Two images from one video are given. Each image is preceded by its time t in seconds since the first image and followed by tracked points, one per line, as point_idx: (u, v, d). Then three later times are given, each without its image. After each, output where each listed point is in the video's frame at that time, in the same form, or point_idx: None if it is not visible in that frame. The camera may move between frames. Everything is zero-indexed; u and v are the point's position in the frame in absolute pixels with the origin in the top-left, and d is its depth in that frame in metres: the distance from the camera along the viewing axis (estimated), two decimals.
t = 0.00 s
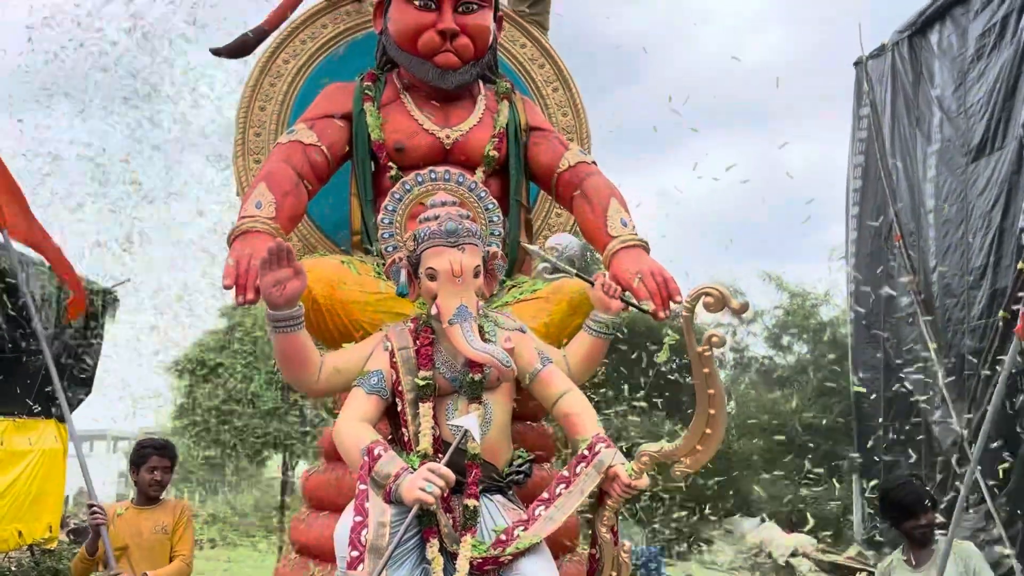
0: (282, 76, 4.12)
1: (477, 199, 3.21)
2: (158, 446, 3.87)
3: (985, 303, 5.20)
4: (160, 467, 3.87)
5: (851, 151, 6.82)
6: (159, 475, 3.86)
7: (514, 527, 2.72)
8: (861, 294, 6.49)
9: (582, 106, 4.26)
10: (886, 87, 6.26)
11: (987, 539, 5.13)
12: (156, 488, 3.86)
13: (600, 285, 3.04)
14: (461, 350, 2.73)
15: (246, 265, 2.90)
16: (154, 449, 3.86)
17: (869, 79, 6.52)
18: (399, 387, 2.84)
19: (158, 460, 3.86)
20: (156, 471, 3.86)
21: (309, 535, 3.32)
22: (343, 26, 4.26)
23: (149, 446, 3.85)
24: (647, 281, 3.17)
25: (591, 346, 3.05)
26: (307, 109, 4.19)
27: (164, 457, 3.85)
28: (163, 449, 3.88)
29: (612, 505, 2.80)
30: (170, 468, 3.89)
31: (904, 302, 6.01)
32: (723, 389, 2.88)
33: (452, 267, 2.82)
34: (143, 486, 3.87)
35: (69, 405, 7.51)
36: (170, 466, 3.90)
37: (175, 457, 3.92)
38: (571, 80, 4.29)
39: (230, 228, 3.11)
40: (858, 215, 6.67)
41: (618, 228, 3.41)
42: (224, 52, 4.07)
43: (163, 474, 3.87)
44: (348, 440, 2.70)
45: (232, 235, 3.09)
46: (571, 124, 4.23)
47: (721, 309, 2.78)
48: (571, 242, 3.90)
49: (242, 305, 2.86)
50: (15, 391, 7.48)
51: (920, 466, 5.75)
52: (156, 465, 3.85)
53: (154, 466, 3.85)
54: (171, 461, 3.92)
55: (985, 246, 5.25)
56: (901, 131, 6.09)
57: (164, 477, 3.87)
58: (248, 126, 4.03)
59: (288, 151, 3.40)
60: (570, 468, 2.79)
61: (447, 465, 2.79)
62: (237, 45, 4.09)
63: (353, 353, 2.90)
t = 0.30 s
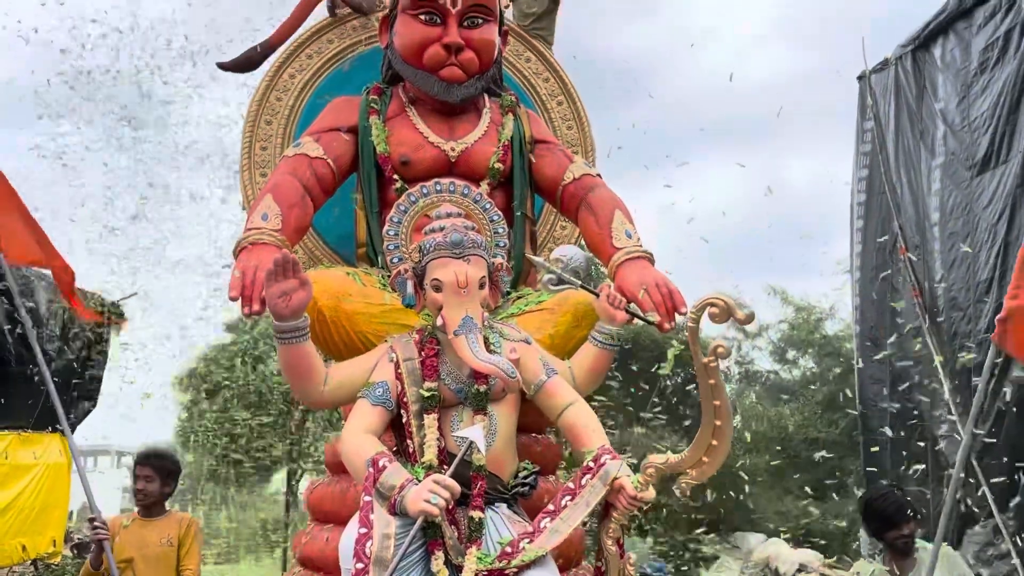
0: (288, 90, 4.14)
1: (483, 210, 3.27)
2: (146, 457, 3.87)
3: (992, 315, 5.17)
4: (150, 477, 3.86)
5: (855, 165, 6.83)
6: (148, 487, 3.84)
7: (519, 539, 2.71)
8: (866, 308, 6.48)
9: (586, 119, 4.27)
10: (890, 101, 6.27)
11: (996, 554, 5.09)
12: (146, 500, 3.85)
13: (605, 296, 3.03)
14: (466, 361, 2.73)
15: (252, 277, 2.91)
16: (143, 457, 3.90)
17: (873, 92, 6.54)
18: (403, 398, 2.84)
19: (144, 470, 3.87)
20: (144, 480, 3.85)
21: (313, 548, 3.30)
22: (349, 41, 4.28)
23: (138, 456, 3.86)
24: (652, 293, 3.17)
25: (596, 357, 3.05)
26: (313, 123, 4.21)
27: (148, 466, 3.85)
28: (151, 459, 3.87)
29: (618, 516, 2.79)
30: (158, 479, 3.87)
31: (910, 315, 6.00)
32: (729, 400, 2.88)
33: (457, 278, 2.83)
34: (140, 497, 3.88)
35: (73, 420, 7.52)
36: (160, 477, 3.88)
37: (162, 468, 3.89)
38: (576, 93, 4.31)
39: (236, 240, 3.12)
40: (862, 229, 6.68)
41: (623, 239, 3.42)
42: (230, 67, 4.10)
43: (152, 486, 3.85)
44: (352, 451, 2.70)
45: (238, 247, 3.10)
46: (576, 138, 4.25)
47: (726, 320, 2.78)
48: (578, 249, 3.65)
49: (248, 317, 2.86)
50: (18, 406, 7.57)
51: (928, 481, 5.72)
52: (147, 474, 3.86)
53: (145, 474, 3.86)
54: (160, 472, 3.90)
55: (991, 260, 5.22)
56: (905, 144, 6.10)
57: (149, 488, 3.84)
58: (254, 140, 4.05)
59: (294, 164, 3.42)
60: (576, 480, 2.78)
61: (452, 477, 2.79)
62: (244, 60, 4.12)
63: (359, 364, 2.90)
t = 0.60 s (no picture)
0: (294, 103, 4.17)
1: (489, 223, 3.25)
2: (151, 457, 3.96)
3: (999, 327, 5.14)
4: (155, 475, 3.93)
5: (860, 178, 6.83)
6: (151, 485, 3.90)
7: (525, 551, 2.69)
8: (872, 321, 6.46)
9: (591, 131, 4.29)
10: (894, 114, 6.29)
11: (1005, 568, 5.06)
12: (148, 503, 3.88)
13: (610, 306, 3.03)
14: (472, 371, 2.74)
15: (259, 287, 2.92)
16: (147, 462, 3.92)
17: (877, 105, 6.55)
18: (409, 408, 2.84)
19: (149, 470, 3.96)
20: (148, 479, 3.92)
21: (317, 559, 3.27)
22: (356, 53, 4.31)
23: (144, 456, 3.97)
24: (658, 303, 3.17)
25: (602, 368, 3.05)
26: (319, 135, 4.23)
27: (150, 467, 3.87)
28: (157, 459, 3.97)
29: (624, 528, 2.77)
30: (161, 478, 3.92)
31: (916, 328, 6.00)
32: (736, 411, 2.87)
33: (462, 288, 2.83)
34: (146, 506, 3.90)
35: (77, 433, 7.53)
36: (165, 478, 3.93)
37: (168, 470, 3.94)
38: (581, 105, 4.33)
39: (243, 250, 3.13)
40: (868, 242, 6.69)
41: (628, 250, 3.43)
42: (237, 80, 4.12)
43: (155, 485, 3.90)
44: (358, 461, 2.69)
45: (245, 258, 3.11)
46: (581, 150, 4.26)
47: (733, 330, 2.77)
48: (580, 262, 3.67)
49: (255, 327, 2.87)
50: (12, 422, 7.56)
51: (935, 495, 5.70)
52: (152, 474, 3.95)
53: (152, 474, 3.95)
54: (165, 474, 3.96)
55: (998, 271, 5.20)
56: (910, 157, 6.09)
57: (151, 487, 3.89)
58: (261, 152, 4.07)
59: (301, 175, 3.43)
60: (582, 491, 2.76)
61: (457, 488, 2.78)
62: (250, 73, 4.14)
63: (364, 374, 2.90)
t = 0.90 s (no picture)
0: (301, 114, 4.19)
1: (494, 230, 3.28)
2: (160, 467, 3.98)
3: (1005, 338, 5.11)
4: (166, 484, 3.94)
5: (865, 189, 6.83)
6: (161, 495, 3.90)
7: (532, 561, 2.67)
8: (878, 333, 6.44)
9: (596, 142, 4.30)
10: (899, 125, 6.28)
11: None
12: (157, 512, 3.88)
13: (616, 316, 3.03)
14: (479, 380, 2.74)
15: (266, 297, 2.92)
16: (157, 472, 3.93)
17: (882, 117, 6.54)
18: (415, 418, 2.84)
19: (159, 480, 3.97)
20: (158, 489, 3.93)
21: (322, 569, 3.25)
22: (362, 66, 4.32)
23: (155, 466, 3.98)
24: (664, 313, 3.17)
25: (608, 378, 3.05)
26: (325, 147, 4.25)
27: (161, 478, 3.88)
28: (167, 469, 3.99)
29: (631, 538, 2.76)
30: (171, 488, 3.93)
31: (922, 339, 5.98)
32: (743, 420, 2.86)
33: (468, 297, 2.84)
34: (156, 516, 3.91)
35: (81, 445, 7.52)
36: (175, 487, 3.94)
37: (179, 479, 3.96)
38: (586, 116, 4.34)
39: (250, 261, 3.14)
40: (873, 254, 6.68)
41: (634, 259, 3.43)
42: (244, 91, 4.14)
43: (165, 495, 3.91)
44: (364, 471, 2.69)
45: (252, 268, 3.12)
46: (586, 161, 4.28)
47: (740, 339, 2.77)
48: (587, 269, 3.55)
49: (262, 337, 2.88)
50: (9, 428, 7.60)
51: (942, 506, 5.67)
52: (163, 484, 3.95)
53: (163, 484, 3.97)
54: (175, 483, 3.97)
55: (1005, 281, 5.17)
56: (915, 167, 6.08)
57: (161, 496, 3.89)
58: (268, 163, 4.09)
59: (307, 186, 3.45)
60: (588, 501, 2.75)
61: (464, 497, 2.78)
62: (257, 85, 4.16)
63: (371, 384, 2.90)
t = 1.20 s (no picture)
0: (308, 123, 4.21)
1: (499, 238, 3.29)
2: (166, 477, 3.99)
3: (1012, 345, 5.10)
4: (171, 492, 3.96)
5: (870, 197, 6.83)
6: (167, 502, 3.92)
7: (538, 568, 2.67)
8: (882, 341, 6.43)
9: (601, 150, 4.31)
10: (905, 132, 6.28)
11: None
12: (164, 518, 3.90)
13: (621, 323, 3.03)
14: (484, 388, 2.74)
15: (272, 305, 2.94)
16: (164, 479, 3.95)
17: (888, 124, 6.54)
18: (421, 426, 2.85)
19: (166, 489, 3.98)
20: (165, 497, 3.95)
21: None
22: (368, 75, 4.34)
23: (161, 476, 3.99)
24: (669, 321, 3.17)
25: (613, 385, 3.05)
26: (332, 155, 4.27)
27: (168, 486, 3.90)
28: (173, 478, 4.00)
29: (637, 546, 2.75)
30: (177, 496, 3.94)
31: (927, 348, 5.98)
32: (749, 428, 2.86)
33: (474, 305, 2.85)
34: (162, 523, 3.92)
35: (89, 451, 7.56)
36: (181, 495, 3.95)
37: (185, 487, 3.97)
38: (591, 124, 4.35)
39: (256, 269, 3.15)
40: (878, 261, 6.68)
41: (639, 267, 3.43)
42: (251, 101, 4.17)
43: (171, 502, 3.92)
44: (369, 479, 2.70)
45: (259, 276, 3.13)
46: (591, 168, 4.29)
47: (746, 347, 2.77)
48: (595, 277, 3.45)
49: (268, 345, 2.89)
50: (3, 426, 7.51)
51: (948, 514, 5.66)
52: (168, 491, 3.96)
53: (169, 491, 3.98)
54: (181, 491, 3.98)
55: (1011, 289, 5.16)
56: (921, 175, 6.08)
57: (167, 504, 3.91)
58: (274, 172, 4.11)
59: (314, 195, 3.46)
60: (594, 509, 2.74)
61: (469, 505, 2.78)
62: (264, 94, 4.19)
63: (376, 392, 2.91)
